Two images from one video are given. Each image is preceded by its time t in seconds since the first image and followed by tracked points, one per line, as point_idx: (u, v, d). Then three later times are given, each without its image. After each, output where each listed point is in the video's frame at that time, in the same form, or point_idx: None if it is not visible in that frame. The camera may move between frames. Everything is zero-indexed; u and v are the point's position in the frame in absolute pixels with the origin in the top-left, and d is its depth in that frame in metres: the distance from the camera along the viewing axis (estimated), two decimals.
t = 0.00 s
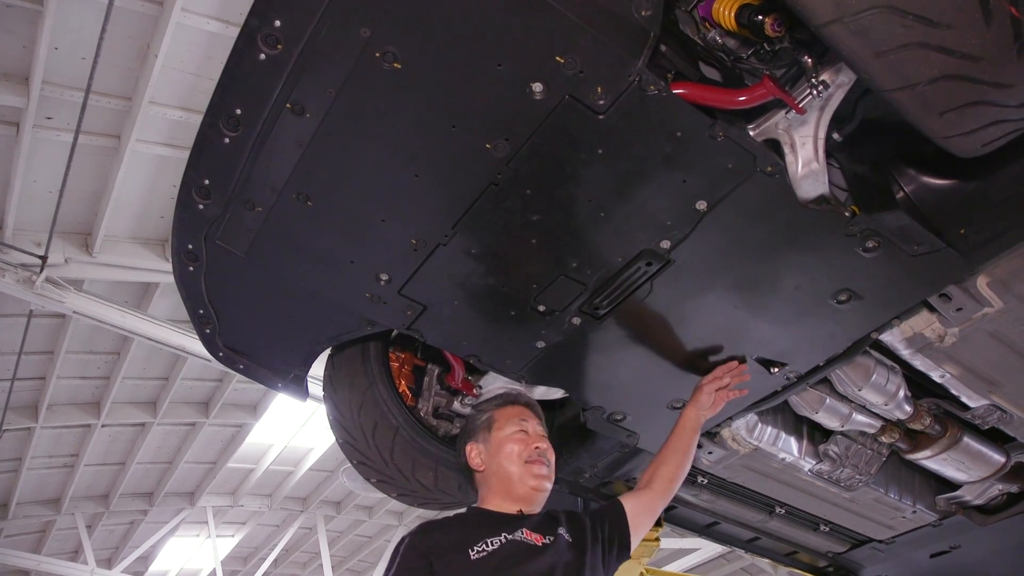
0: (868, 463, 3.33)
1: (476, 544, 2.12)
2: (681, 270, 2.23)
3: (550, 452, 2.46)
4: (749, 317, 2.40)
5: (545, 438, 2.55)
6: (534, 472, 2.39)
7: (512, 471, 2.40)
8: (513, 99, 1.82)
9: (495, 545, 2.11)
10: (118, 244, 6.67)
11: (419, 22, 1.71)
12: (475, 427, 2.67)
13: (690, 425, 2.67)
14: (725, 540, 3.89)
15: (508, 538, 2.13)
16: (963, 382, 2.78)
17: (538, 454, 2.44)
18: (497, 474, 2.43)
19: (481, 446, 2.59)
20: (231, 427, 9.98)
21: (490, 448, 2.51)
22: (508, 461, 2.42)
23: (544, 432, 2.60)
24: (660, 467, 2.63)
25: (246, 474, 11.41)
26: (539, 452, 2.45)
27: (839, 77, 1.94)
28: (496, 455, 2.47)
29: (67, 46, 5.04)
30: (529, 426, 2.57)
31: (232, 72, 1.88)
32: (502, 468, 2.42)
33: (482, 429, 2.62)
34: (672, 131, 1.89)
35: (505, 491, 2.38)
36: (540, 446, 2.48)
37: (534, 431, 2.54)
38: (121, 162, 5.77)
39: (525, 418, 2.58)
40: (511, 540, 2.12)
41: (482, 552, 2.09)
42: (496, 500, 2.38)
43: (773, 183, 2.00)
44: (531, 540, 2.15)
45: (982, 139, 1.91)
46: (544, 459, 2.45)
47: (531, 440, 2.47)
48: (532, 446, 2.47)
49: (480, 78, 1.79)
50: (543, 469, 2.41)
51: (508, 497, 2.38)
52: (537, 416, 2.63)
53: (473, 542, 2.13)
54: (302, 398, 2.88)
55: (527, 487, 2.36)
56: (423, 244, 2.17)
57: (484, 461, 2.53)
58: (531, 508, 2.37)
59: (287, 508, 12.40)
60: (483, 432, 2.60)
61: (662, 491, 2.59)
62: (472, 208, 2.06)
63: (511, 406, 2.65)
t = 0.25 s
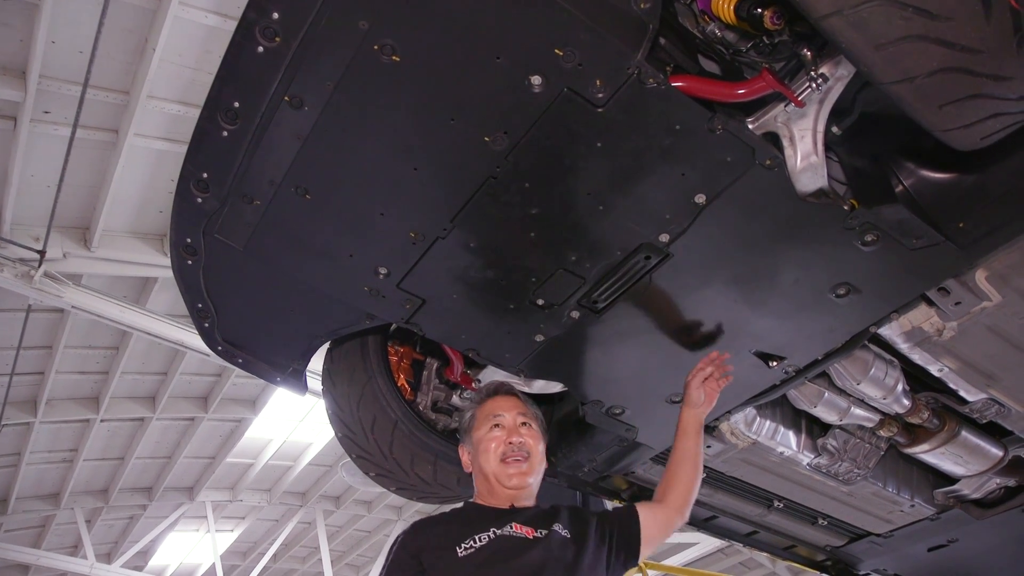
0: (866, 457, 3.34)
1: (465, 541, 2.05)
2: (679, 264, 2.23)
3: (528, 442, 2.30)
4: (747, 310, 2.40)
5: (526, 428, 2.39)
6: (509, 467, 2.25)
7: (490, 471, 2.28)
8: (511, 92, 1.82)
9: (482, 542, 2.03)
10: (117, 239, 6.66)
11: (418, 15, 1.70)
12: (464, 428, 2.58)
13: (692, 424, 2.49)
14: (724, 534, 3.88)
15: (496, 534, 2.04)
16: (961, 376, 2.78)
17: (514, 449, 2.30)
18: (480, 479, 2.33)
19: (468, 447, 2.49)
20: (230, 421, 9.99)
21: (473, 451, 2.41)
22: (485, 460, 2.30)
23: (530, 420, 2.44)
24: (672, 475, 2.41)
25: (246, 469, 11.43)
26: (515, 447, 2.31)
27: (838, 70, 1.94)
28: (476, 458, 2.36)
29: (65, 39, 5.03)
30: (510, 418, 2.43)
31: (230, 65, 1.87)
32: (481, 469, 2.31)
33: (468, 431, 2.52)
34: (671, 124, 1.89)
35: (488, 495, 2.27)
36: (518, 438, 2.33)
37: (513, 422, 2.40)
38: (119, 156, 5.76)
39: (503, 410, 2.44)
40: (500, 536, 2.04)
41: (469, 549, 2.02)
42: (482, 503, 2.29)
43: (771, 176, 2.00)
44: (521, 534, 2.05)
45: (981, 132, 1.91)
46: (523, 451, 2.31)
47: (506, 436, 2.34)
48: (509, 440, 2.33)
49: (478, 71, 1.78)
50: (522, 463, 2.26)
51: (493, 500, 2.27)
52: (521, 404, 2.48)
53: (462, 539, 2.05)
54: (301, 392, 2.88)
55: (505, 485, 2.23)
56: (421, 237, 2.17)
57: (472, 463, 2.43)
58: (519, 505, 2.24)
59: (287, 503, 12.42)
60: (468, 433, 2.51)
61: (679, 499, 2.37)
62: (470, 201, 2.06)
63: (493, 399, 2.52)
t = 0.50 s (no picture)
0: (866, 453, 3.34)
1: (452, 537, 2.04)
2: (679, 260, 2.23)
3: (523, 439, 2.29)
4: (747, 307, 2.40)
5: (523, 424, 2.38)
6: (504, 464, 2.25)
7: (485, 468, 2.27)
8: (510, 88, 1.82)
9: (468, 539, 2.01)
10: (116, 237, 6.66)
11: (417, 11, 1.70)
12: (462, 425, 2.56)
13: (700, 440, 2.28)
14: (724, 530, 3.87)
15: (483, 530, 2.02)
16: (961, 372, 2.78)
17: (510, 446, 2.30)
18: (475, 475, 2.32)
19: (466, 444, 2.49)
20: (230, 419, 9.99)
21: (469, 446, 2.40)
22: (481, 457, 2.30)
23: (527, 415, 2.43)
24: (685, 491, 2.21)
25: (246, 467, 11.43)
26: (511, 444, 2.30)
27: (838, 65, 1.94)
28: (472, 453, 2.35)
29: (64, 37, 5.02)
30: (507, 414, 2.42)
31: (229, 61, 1.87)
32: (476, 466, 2.30)
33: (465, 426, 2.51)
34: (671, 120, 1.88)
35: (484, 492, 2.27)
36: (513, 435, 2.32)
37: (509, 418, 2.38)
38: (118, 154, 5.76)
39: (500, 406, 2.43)
40: (487, 532, 2.02)
41: (456, 545, 2.01)
42: (478, 500, 2.29)
43: (771, 172, 1.99)
44: (509, 529, 2.03)
45: (981, 128, 1.91)
46: (519, 448, 2.30)
47: (502, 432, 2.33)
48: (504, 436, 2.33)
49: (477, 67, 1.78)
50: (518, 461, 2.25)
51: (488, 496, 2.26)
52: (518, 398, 2.46)
53: (451, 535, 2.05)
54: (301, 390, 2.88)
55: (501, 482, 2.23)
56: (421, 234, 2.17)
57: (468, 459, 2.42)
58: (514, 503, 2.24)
59: (287, 500, 12.43)
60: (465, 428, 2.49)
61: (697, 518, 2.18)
62: (469, 198, 2.06)
63: (490, 394, 2.51)
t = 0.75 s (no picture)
0: (866, 452, 3.34)
1: (448, 535, 2.03)
2: (679, 259, 2.23)
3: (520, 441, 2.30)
4: (747, 305, 2.40)
5: (520, 426, 2.39)
6: (501, 465, 2.25)
7: (481, 469, 2.27)
8: (510, 87, 1.82)
9: (465, 539, 2.00)
10: (116, 236, 6.66)
11: (417, 9, 1.70)
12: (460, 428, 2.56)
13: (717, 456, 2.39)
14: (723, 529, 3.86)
15: (481, 532, 2.01)
16: (961, 371, 2.78)
17: (508, 447, 2.30)
18: (471, 476, 2.33)
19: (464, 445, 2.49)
20: (230, 418, 9.99)
21: (466, 448, 2.40)
22: (477, 458, 2.30)
23: (524, 418, 2.44)
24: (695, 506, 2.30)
25: (246, 466, 11.44)
26: (508, 445, 2.30)
27: (838, 63, 1.94)
28: (469, 455, 2.36)
29: (64, 35, 5.02)
30: (504, 416, 2.42)
31: (229, 60, 1.87)
32: (472, 467, 2.30)
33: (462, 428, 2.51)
34: (671, 118, 1.88)
35: (479, 493, 2.27)
36: (510, 437, 2.33)
37: (507, 420, 2.39)
38: (118, 153, 5.76)
39: (498, 408, 2.44)
40: (485, 536, 2.00)
41: (452, 544, 2.00)
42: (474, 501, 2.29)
43: (771, 170, 1.99)
44: (509, 535, 2.01)
45: (981, 126, 1.91)
46: (515, 450, 2.30)
47: (500, 434, 2.33)
48: (502, 438, 2.33)
49: (476, 66, 1.78)
50: (515, 462, 2.26)
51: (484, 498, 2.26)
52: (515, 400, 2.47)
53: (448, 533, 2.04)
54: (301, 389, 2.88)
55: (497, 483, 2.23)
56: (421, 232, 2.17)
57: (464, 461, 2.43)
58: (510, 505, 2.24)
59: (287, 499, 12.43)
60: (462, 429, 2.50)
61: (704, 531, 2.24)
62: (469, 197, 2.06)
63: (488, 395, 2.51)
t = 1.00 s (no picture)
0: (866, 450, 3.34)
1: (448, 529, 2.03)
2: (678, 257, 2.23)
3: (522, 439, 2.28)
4: (747, 303, 2.40)
5: (523, 423, 2.37)
6: (503, 462, 2.24)
7: (483, 465, 2.27)
8: (509, 84, 1.82)
9: (464, 535, 2.00)
10: (115, 234, 6.66)
11: (416, 6, 1.70)
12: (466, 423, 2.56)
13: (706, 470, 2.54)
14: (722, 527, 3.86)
15: (481, 530, 2.01)
16: (961, 369, 2.78)
17: (510, 445, 2.29)
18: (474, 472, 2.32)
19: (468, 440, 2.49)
20: (230, 417, 10.00)
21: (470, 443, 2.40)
22: (480, 454, 2.29)
23: (528, 414, 2.41)
24: (695, 514, 2.40)
25: (246, 464, 11.44)
26: (510, 443, 2.29)
27: (838, 61, 1.93)
28: (472, 450, 2.35)
29: (63, 33, 5.01)
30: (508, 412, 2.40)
31: (228, 58, 1.87)
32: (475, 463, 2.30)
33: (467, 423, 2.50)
34: (671, 116, 1.88)
35: (482, 489, 2.26)
36: (513, 434, 2.31)
37: (510, 417, 2.37)
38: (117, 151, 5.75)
39: (502, 404, 2.42)
40: (486, 534, 2.00)
41: (450, 539, 2.00)
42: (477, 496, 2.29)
43: (771, 168, 1.99)
44: (510, 534, 2.00)
45: (981, 123, 1.91)
46: (518, 447, 2.29)
47: (502, 430, 2.32)
48: (504, 435, 2.31)
49: (475, 64, 1.78)
50: (517, 460, 2.24)
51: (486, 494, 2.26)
52: (519, 396, 2.44)
53: (447, 528, 2.04)
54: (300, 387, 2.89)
55: (499, 479, 2.22)
56: (421, 230, 2.17)
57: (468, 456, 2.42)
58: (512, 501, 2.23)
59: (286, 497, 12.44)
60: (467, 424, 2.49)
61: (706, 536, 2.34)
62: (468, 194, 2.06)
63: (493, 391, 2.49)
